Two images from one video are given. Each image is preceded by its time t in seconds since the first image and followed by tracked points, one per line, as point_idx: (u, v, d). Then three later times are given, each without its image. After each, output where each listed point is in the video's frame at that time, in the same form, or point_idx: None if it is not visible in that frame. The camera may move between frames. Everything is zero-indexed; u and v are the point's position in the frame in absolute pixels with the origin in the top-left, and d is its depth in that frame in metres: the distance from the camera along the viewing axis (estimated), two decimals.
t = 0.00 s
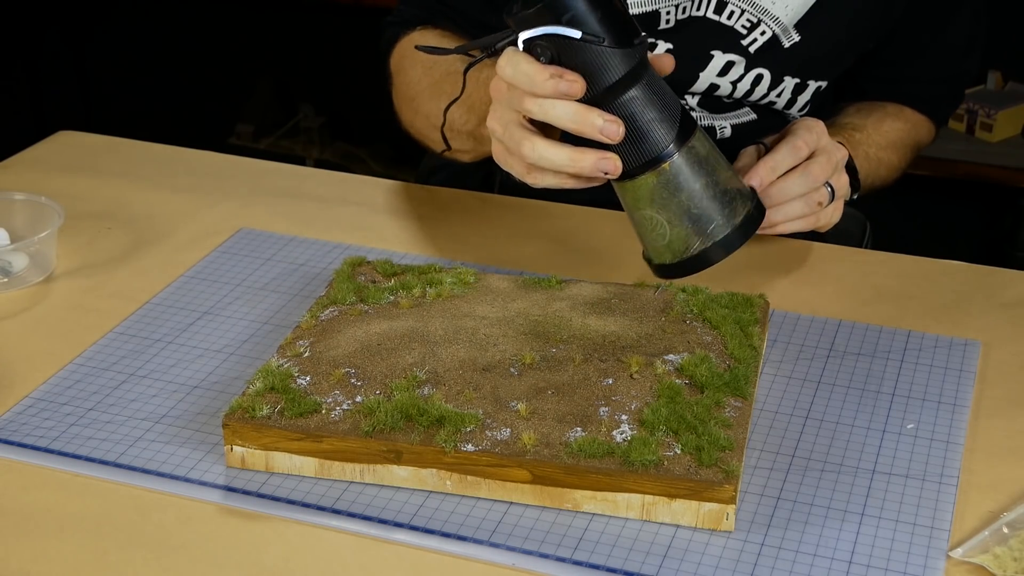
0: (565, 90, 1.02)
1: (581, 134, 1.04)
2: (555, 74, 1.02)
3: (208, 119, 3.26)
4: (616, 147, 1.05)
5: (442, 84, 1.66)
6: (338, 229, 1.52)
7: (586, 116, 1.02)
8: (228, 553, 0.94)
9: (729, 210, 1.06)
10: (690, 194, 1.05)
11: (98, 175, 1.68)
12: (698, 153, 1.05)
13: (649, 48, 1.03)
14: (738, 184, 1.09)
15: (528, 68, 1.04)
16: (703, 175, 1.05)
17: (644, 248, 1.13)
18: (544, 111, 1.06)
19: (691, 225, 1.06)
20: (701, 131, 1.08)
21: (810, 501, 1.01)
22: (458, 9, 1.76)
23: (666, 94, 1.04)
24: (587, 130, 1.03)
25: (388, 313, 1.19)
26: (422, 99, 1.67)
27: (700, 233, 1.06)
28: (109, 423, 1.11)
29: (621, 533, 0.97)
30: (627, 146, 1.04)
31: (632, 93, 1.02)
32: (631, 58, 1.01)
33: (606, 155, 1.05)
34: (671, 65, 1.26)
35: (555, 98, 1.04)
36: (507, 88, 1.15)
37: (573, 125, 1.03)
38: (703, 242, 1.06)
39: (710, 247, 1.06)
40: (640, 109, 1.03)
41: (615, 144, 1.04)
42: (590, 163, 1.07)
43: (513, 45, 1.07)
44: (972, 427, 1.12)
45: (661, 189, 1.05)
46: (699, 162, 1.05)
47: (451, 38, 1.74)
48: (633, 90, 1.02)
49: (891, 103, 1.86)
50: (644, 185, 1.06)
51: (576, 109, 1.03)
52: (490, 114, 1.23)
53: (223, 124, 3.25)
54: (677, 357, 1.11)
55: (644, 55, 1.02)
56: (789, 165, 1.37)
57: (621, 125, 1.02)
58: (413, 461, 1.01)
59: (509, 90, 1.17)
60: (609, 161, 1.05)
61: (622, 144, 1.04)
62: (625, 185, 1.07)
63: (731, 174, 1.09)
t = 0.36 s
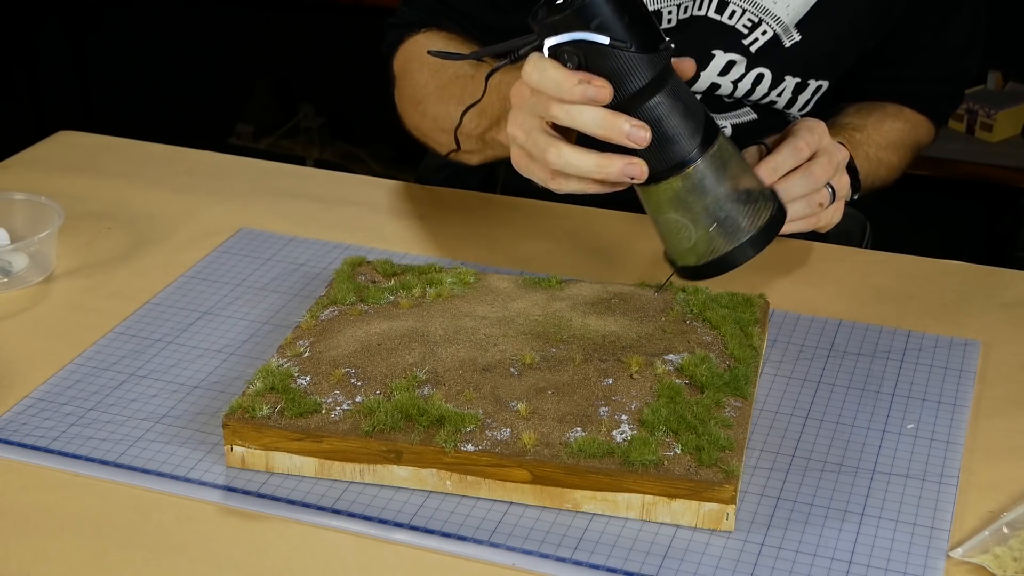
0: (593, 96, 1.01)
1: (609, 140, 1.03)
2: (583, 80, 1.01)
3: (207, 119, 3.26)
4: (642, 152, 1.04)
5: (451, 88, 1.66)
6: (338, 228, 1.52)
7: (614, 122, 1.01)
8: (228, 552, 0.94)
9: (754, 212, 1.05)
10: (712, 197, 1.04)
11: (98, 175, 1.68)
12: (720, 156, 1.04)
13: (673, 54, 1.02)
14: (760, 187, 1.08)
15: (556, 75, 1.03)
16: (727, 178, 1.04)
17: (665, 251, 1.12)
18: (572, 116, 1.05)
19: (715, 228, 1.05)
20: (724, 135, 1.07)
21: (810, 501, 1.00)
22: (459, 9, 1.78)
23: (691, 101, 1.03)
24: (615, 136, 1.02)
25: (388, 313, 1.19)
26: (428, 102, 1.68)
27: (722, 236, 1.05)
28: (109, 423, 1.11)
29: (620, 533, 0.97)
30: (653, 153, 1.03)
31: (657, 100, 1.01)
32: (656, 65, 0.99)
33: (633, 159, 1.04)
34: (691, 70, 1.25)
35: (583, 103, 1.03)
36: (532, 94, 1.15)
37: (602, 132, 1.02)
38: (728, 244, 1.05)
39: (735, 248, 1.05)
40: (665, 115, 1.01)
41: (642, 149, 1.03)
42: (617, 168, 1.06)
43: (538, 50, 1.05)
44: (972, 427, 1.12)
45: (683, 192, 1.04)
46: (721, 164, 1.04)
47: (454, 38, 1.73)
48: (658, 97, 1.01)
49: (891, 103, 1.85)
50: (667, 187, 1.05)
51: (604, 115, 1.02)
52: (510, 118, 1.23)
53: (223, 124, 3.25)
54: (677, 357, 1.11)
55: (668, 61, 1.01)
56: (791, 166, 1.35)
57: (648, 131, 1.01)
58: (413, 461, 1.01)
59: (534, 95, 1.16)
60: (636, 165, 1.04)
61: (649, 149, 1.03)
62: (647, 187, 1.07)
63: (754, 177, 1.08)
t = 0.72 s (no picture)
0: (559, 81, 1.02)
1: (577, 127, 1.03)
2: (550, 65, 1.02)
3: (208, 119, 3.26)
4: (613, 143, 1.04)
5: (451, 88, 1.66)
6: (338, 228, 1.52)
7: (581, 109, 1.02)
8: (227, 552, 0.94)
9: (731, 214, 1.03)
10: (686, 196, 1.03)
11: (99, 175, 1.68)
12: (696, 155, 1.03)
13: (651, 44, 1.02)
14: (744, 191, 1.06)
15: (524, 60, 1.04)
16: (703, 176, 1.03)
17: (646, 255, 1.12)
18: (540, 103, 1.06)
19: (690, 229, 1.04)
20: (706, 135, 1.06)
21: (809, 501, 1.00)
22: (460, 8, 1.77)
23: (668, 91, 1.03)
24: (583, 124, 1.02)
25: (389, 313, 1.19)
26: (423, 102, 1.69)
27: (697, 236, 1.04)
28: (109, 423, 1.11)
29: (621, 533, 0.97)
30: (624, 143, 1.03)
31: (631, 87, 1.01)
32: (631, 51, 1.00)
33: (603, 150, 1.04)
34: (676, 64, 1.25)
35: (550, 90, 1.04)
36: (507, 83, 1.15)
37: (569, 118, 1.03)
38: (700, 246, 1.04)
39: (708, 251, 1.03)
40: (638, 104, 1.02)
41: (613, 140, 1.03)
42: (588, 159, 1.06)
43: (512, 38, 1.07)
44: (972, 427, 1.12)
45: (657, 190, 1.04)
46: (698, 162, 1.03)
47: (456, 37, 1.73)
48: (633, 83, 1.01)
49: (890, 108, 1.85)
50: (641, 184, 1.04)
51: (572, 102, 1.03)
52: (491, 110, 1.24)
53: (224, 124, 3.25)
54: (676, 357, 1.11)
55: (645, 50, 1.02)
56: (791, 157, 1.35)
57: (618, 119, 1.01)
58: (413, 461, 1.01)
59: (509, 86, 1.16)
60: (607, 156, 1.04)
61: (619, 139, 1.03)
62: (622, 185, 1.07)
63: (737, 181, 1.06)
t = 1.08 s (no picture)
0: (568, 103, 0.99)
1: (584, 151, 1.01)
2: (559, 87, 0.99)
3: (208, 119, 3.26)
4: (624, 168, 1.00)
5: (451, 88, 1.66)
6: (338, 229, 1.52)
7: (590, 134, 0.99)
8: (227, 552, 0.94)
9: (745, 242, 1.00)
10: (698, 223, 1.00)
11: (100, 175, 1.68)
12: (709, 180, 1.00)
13: (664, 65, 0.98)
14: (757, 218, 1.03)
15: (534, 81, 1.01)
16: (716, 202, 1.00)
17: (655, 281, 1.09)
18: (549, 125, 1.03)
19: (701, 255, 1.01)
20: (719, 159, 1.02)
21: (809, 501, 1.00)
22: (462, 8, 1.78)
23: (680, 114, 1.00)
24: (591, 148, 0.99)
25: (389, 313, 1.19)
26: (433, 110, 1.69)
27: (708, 264, 1.00)
28: (109, 423, 1.11)
29: (621, 533, 0.97)
30: (635, 168, 1.00)
31: (642, 111, 0.98)
32: (642, 75, 0.96)
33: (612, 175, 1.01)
34: (689, 83, 1.20)
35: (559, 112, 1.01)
36: (515, 102, 1.14)
37: (577, 143, 1.00)
38: (712, 274, 1.00)
39: (720, 278, 1.00)
40: (650, 129, 0.98)
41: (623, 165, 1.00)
42: (597, 184, 1.04)
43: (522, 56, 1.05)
44: (972, 427, 1.12)
45: (669, 214, 1.00)
46: (711, 188, 1.00)
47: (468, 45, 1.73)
48: (644, 107, 0.97)
49: (881, 116, 1.84)
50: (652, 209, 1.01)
51: (581, 126, 1.00)
52: (501, 127, 1.22)
53: (224, 124, 3.25)
54: (677, 358, 1.11)
55: (658, 71, 0.98)
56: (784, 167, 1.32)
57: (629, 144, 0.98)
58: (413, 461, 1.01)
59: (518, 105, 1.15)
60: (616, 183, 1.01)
61: (630, 164, 0.99)
62: (632, 208, 1.03)
63: (749, 208, 1.03)
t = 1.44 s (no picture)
0: (581, 110, 0.98)
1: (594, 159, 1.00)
2: (573, 93, 0.98)
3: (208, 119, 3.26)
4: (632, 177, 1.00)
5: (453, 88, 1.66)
6: (338, 229, 1.52)
7: (601, 143, 0.98)
8: (227, 552, 0.94)
9: (741, 261, 1.01)
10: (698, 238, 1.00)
11: (99, 175, 1.68)
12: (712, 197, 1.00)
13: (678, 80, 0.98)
14: (755, 236, 1.04)
15: (548, 83, 1.00)
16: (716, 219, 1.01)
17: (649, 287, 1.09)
18: (559, 130, 1.02)
19: (698, 270, 1.01)
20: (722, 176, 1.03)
21: (809, 501, 1.00)
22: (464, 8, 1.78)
23: (689, 130, 1.00)
24: (601, 156, 0.99)
25: (389, 313, 1.19)
26: (445, 115, 1.68)
27: (704, 279, 1.01)
28: (109, 423, 1.11)
29: (621, 533, 0.97)
30: (641, 180, 0.99)
31: (653, 124, 0.97)
32: (657, 89, 0.95)
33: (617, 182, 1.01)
34: (701, 96, 1.21)
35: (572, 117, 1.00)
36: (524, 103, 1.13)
37: (588, 150, 0.99)
38: (707, 289, 1.01)
39: (717, 294, 1.01)
40: (659, 142, 0.98)
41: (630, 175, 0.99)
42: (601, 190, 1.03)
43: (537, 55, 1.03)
44: (972, 427, 1.12)
45: (670, 228, 1.01)
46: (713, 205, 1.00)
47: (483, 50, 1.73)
48: (656, 120, 0.97)
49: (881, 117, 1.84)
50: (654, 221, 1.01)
51: (592, 134, 0.99)
52: (506, 124, 1.22)
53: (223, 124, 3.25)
54: (676, 357, 1.11)
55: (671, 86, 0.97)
56: (779, 176, 1.32)
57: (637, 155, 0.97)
58: (413, 461, 1.01)
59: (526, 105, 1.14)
60: (620, 190, 1.01)
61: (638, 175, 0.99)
62: (634, 219, 1.04)
63: (748, 226, 1.04)
